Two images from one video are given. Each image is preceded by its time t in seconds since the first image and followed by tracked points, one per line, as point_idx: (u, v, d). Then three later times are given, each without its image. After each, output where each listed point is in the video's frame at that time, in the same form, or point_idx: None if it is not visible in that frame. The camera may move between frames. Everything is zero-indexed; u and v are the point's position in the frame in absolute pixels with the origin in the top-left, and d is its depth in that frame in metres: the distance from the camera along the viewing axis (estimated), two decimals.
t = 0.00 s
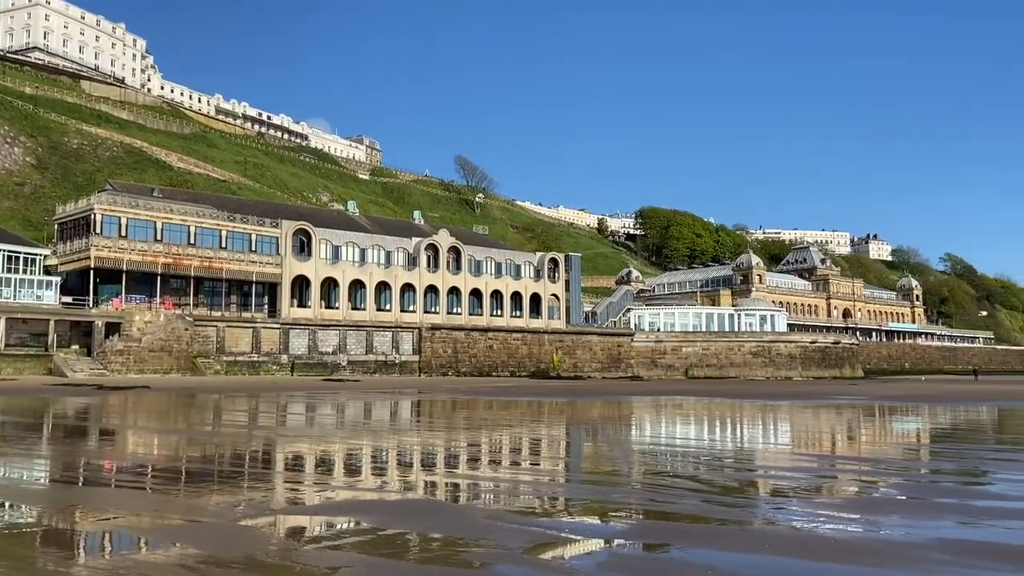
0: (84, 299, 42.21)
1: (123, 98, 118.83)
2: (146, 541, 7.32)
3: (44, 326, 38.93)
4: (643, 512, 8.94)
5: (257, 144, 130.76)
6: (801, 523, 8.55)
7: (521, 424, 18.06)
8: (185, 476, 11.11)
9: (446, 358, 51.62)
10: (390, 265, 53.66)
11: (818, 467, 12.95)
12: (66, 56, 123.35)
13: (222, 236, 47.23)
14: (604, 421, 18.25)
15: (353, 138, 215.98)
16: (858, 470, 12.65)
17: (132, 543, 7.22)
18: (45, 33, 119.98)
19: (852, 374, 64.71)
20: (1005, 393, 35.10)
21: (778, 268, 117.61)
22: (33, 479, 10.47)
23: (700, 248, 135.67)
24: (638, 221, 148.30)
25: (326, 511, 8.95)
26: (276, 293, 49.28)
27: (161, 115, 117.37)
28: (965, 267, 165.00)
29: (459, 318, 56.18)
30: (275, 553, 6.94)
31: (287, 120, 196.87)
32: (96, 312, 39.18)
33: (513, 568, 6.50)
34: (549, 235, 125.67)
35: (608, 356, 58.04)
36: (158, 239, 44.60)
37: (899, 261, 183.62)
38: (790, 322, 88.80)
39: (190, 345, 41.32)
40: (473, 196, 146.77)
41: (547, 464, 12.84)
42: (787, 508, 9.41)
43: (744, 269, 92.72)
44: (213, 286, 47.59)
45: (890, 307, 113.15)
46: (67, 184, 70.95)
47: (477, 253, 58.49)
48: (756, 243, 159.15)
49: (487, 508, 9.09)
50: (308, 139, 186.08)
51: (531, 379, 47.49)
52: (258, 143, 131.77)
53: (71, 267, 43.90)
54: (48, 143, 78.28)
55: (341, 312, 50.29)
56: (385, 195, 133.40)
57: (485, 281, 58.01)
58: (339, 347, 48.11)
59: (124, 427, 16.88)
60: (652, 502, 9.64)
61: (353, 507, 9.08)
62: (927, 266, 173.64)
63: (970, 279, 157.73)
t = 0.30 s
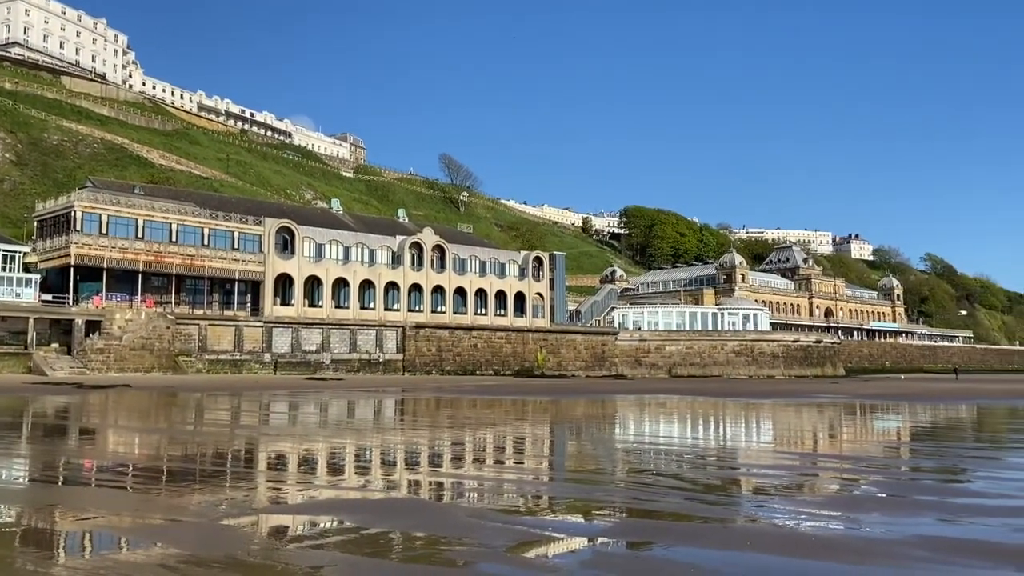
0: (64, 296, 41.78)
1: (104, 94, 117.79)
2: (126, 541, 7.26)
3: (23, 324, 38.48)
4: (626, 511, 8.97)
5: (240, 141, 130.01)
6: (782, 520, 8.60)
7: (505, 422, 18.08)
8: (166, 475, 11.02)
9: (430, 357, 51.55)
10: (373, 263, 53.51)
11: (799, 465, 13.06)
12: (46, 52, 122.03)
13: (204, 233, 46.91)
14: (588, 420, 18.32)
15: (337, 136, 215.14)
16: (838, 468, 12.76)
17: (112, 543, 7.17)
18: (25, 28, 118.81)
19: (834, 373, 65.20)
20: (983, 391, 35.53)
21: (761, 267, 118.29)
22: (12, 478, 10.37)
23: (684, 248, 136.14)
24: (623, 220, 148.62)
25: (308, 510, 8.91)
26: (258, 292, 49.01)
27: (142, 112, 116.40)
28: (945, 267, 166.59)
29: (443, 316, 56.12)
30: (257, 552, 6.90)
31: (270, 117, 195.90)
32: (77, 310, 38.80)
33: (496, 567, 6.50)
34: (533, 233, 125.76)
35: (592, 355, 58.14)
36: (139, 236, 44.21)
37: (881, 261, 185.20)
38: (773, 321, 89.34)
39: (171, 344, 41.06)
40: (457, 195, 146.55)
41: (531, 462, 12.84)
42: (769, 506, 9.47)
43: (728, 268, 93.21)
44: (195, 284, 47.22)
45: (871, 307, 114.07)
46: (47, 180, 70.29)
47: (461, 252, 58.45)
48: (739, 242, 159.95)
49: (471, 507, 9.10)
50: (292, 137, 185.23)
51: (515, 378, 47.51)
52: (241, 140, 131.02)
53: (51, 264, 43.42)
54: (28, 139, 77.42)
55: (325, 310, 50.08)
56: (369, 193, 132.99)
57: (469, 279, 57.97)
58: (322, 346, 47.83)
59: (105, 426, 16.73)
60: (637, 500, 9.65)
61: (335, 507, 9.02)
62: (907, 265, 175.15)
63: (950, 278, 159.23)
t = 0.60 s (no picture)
0: (44, 295, 41.33)
1: (85, 90, 116.70)
2: (108, 540, 7.22)
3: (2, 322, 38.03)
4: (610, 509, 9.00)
5: (223, 138, 129.16)
6: (765, 518, 8.65)
7: (490, 421, 18.08)
8: (147, 475, 10.92)
9: (415, 356, 51.42)
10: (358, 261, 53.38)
11: (782, 463, 13.15)
12: (27, 47, 120.66)
13: (187, 231, 46.58)
14: (573, 418, 18.37)
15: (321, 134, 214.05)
16: (821, 465, 12.87)
17: (93, 543, 7.12)
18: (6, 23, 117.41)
19: (816, 371, 65.71)
20: (963, 389, 35.93)
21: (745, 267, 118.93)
22: None
23: (669, 247, 136.57)
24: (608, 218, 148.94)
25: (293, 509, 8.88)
26: (242, 290, 48.72)
27: (124, 109, 115.38)
28: (926, 266, 168.19)
29: (427, 315, 56.02)
30: (241, 552, 6.85)
31: (253, 114, 194.72)
32: (57, 308, 38.40)
33: (481, 566, 6.50)
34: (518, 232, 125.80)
35: (577, 354, 58.25)
36: (121, 234, 43.83)
37: (863, 260, 186.69)
38: (756, 320, 89.91)
39: (154, 342, 40.79)
40: (442, 194, 146.31)
41: (515, 461, 12.88)
42: (751, 503, 9.54)
43: (712, 267, 93.64)
44: (178, 283, 46.90)
45: (853, 306, 115.03)
46: (27, 176, 69.59)
47: (446, 250, 58.43)
48: (723, 241, 160.79)
49: (455, 506, 9.10)
50: (276, 134, 184.21)
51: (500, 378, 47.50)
52: (224, 138, 130.18)
53: (31, 261, 42.94)
54: (8, 135, 76.51)
55: (309, 309, 49.86)
56: (353, 192, 132.52)
57: (454, 278, 57.90)
58: (306, 344, 47.67)
59: (85, 425, 16.57)
60: (621, 499, 9.68)
61: (319, 506, 9.00)
62: (889, 265, 176.70)
63: (930, 278, 160.81)
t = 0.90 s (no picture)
0: (24, 292, 40.81)
1: (66, 86, 115.65)
2: (90, 540, 7.15)
3: None
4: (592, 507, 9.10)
5: (206, 136, 128.31)
6: (748, 516, 8.70)
7: (475, 420, 18.10)
8: (129, 474, 10.82)
9: (400, 355, 51.29)
10: (343, 260, 53.18)
11: (766, 461, 13.22)
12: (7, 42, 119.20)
13: (170, 229, 46.31)
14: (557, 417, 18.43)
15: (306, 131, 213.04)
16: (803, 464, 12.98)
17: (74, 543, 7.05)
18: None
19: (799, 370, 66.12)
20: (943, 387, 36.32)
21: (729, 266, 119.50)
22: None
23: (654, 246, 137.04)
24: (593, 217, 149.26)
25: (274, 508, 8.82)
26: (225, 288, 48.39)
27: (106, 105, 114.35)
28: (908, 266, 169.74)
29: (412, 313, 55.93)
30: (218, 553, 6.80)
31: (237, 111, 193.60)
32: (38, 306, 37.69)
33: (465, 565, 6.48)
34: (503, 231, 125.84)
35: (562, 352, 58.36)
36: (103, 232, 43.47)
37: (845, 260, 188.24)
38: (740, 318, 90.48)
39: (136, 341, 40.49)
40: (427, 192, 146.07)
41: (500, 460, 12.90)
42: (732, 502, 9.59)
43: (696, 266, 94.06)
44: (160, 281, 46.52)
45: (835, 305, 115.96)
46: (7, 173, 68.84)
47: (431, 249, 58.35)
48: (707, 240, 161.52)
49: (438, 504, 9.14)
50: (260, 131, 183.25)
51: (485, 376, 47.49)
52: (207, 135, 129.36)
53: (12, 258, 42.45)
54: None
55: (293, 308, 49.59)
56: (337, 190, 132.03)
57: (439, 277, 57.86)
58: (290, 343, 47.44)
59: (65, 424, 16.41)
60: (601, 497, 9.73)
61: (302, 505, 8.98)
62: (871, 264, 178.22)
63: (912, 277, 162.36)
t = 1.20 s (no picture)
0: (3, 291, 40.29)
1: (47, 83, 114.50)
2: (71, 541, 7.11)
3: None
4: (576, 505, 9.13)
5: (189, 133, 127.42)
6: (730, 514, 8.74)
7: (460, 419, 18.06)
8: (110, 474, 10.74)
9: (384, 354, 51.12)
10: (327, 258, 52.99)
11: (749, 459, 13.30)
12: None
13: (152, 227, 46.07)
14: (543, 416, 18.44)
15: (290, 129, 211.90)
16: (786, 462, 13.05)
17: (55, 544, 6.99)
18: None
19: (782, 369, 66.53)
20: (925, 386, 36.66)
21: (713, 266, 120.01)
22: None
23: (639, 245, 137.38)
24: (578, 217, 149.46)
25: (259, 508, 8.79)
26: (208, 287, 48.07)
27: (87, 102, 113.36)
28: (890, 266, 171.19)
29: (396, 312, 55.77)
30: (201, 553, 6.75)
31: (220, 109, 192.29)
32: (18, 304, 37.42)
33: (449, 564, 6.47)
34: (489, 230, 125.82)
35: (547, 352, 58.38)
36: (83, 230, 43.18)
37: (828, 260, 189.52)
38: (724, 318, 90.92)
39: (117, 340, 40.15)
40: (412, 191, 145.73)
41: (485, 459, 12.90)
42: (716, 499, 9.65)
43: (681, 266, 94.41)
44: (142, 279, 46.14)
45: (818, 305, 116.79)
46: None
47: (415, 248, 58.27)
48: (692, 240, 162.13)
49: (423, 503, 9.12)
50: (243, 129, 182.16)
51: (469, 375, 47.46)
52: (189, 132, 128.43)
53: None
54: None
55: (277, 307, 49.34)
56: (322, 188, 131.54)
57: (424, 275, 57.72)
58: (274, 342, 47.28)
59: (47, 424, 16.26)
60: (586, 496, 9.76)
61: (286, 505, 8.93)
62: (854, 265, 179.58)
63: (894, 277, 163.76)
